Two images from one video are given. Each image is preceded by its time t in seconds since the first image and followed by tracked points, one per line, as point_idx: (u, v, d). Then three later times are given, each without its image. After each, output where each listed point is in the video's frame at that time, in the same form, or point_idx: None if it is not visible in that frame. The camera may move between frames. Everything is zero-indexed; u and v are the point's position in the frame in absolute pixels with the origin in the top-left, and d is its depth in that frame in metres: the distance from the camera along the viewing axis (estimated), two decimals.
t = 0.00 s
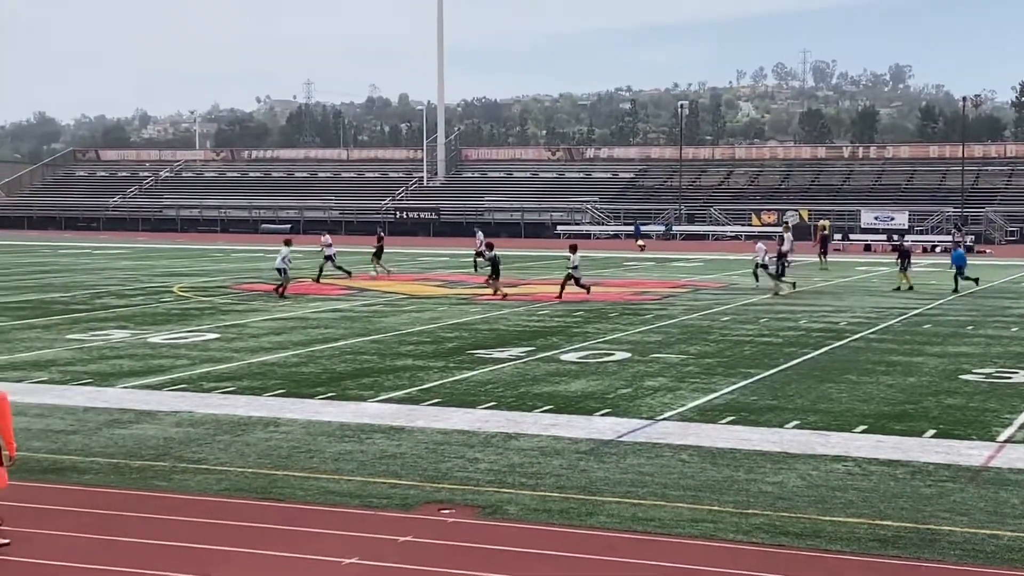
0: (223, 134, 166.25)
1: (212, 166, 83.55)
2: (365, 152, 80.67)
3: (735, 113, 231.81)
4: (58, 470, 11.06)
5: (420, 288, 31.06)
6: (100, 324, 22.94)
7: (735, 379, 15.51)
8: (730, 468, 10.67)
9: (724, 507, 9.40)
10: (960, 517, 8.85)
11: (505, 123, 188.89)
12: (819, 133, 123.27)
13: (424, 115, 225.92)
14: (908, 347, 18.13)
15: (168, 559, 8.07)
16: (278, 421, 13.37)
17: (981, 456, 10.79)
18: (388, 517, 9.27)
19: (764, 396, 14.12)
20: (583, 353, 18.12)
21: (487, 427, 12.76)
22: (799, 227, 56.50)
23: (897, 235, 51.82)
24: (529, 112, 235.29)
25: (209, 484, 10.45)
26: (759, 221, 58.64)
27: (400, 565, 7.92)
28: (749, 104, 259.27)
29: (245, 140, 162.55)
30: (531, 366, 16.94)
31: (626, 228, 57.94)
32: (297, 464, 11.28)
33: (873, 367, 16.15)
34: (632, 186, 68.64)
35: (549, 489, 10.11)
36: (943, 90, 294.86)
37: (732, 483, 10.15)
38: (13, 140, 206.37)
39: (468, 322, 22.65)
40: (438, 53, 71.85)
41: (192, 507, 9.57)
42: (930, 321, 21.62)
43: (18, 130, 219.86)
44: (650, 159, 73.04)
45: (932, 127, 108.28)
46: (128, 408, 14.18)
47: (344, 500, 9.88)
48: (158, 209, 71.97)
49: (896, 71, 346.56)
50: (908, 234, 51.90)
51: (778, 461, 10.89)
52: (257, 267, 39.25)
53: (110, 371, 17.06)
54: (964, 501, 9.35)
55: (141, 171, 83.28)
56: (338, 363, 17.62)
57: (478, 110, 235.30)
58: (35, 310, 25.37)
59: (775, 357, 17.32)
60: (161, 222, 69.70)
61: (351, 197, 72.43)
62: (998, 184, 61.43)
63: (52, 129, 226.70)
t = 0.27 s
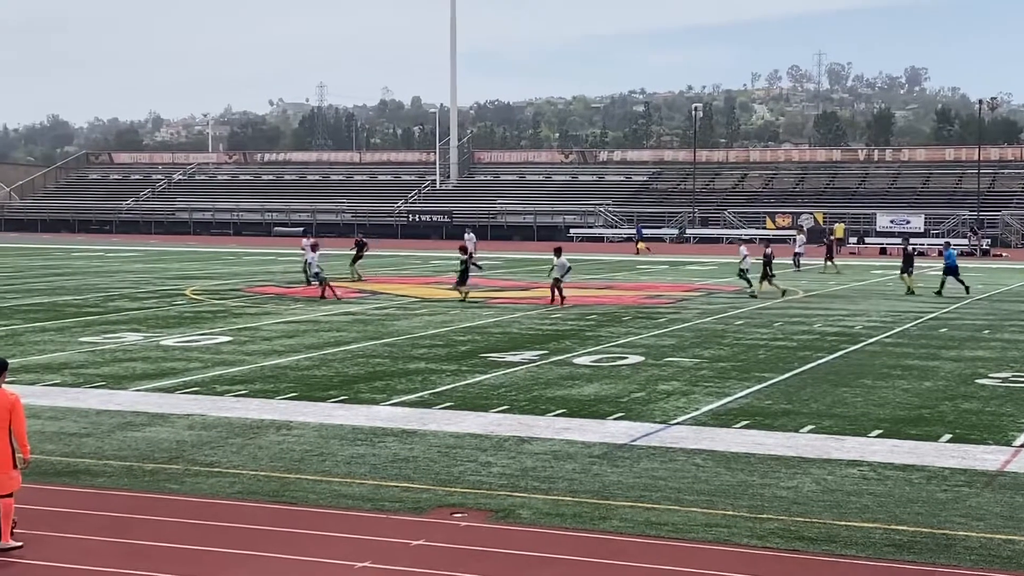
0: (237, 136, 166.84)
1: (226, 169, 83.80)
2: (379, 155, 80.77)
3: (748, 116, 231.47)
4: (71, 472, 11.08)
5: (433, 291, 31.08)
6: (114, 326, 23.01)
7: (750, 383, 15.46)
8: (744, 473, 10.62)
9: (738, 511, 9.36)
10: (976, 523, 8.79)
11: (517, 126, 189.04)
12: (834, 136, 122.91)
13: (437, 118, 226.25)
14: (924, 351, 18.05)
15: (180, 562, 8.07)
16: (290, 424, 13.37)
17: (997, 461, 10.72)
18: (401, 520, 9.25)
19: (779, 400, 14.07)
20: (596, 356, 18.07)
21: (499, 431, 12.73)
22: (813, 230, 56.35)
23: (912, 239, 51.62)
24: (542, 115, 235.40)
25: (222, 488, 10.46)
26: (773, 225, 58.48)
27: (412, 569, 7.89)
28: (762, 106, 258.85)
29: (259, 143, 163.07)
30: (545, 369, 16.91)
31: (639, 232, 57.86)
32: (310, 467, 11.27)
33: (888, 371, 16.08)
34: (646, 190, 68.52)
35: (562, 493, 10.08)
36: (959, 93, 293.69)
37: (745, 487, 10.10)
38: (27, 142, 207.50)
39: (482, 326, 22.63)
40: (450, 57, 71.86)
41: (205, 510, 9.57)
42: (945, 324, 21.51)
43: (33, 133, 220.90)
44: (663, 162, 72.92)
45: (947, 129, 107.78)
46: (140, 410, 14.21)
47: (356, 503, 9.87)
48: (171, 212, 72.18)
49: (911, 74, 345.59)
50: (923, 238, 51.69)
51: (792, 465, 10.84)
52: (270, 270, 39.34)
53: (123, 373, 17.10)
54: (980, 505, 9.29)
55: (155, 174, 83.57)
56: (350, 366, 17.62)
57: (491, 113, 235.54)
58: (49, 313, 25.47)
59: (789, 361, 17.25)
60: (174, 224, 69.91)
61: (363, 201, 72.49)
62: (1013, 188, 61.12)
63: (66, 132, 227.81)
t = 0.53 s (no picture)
0: (246, 140, 167.00)
1: (235, 172, 83.98)
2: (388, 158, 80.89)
3: (758, 119, 231.27)
4: (83, 475, 11.13)
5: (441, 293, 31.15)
6: (124, 329, 23.10)
7: (759, 386, 15.46)
8: (752, 475, 10.62)
9: (747, 514, 9.37)
10: (985, 526, 8.79)
11: (526, 128, 189.14)
12: (844, 139, 122.70)
13: (447, 121, 226.57)
14: (934, 353, 18.03)
15: (190, 564, 8.11)
16: (300, 427, 13.42)
17: (1006, 464, 10.71)
18: (410, 523, 9.28)
19: (788, 404, 14.06)
20: (606, 359, 18.09)
21: (508, 433, 12.77)
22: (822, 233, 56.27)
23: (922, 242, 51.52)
24: (551, 118, 235.54)
25: (232, 490, 10.50)
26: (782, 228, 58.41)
27: (420, 572, 7.92)
28: (772, 109, 258.62)
29: (269, 146, 163.52)
30: (554, 372, 16.93)
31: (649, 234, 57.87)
32: (319, 470, 11.32)
33: (897, 374, 16.07)
34: (655, 192, 68.51)
35: (571, 496, 10.10)
36: (969, 95, 293.00)
37: (754, 490, 10.11)
38: (39, 145, 208.32)
39: (491, 328, 22.66)
40: (460, 60, 71.92)
41: (214, 513, 9.62)
42: (954, 327, 21.48)
43: (44, 136, 221.77)
44: (673, 164, 72.88)
45: (957, 132, 107.48)
46: (150, 413, 14.28)
47: (365, 506, 9.90)
48: (181, 215, 72.40)
49: (921, 77, 344.88)
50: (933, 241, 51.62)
51: (800, 468, 10.86)
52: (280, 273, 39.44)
53: (133, 376, 17.16)
54: (990, 509, 9.28)
55: (165, 178, 83.79)
56: (360, 369, 17.68)
57: (500, 116, 235.61)
58: (60, 315, 25.58)
59: (798, 364, 17.26)
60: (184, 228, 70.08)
61: (373, 204, 72.60)
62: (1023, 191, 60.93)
63: (77, 135, 228.56)
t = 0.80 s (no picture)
0: (251, 142, 167.10)
1: (240, 175, 84.09)
2: (393, 161, 80.97)
3: (762, 121, 231.19)
4: (88, 477, 11.15)
5: (445, 296, 31.21)
6: (130, 331, 23.15)
7: (764, 387, 15.46)
8: (757, 477, 10.64)
9: (752, 516, 9.38)
10: (990, 527, 8.79)
11: (531, 130, 189.15)
12: (848, 141, 122.69)
13: (451, 123, 226.70)
14: (939, 355, 18.03)
15: (197, 566, 8.14)
16: (305, 429, 13.45)
17: (1011, 465, 10.71)
18: (416, 525, 9.30)
19: (792, 405, 14.07)
20: (610, 361, 18.09)
21: (513, 436, 12.78)
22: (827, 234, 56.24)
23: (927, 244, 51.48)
24: (556, 120, 235.66)
25: (237, 492, 10.51)
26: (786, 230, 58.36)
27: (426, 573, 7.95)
28: (777, 112, 258.55)
29: (274, 148, 163.72)
30: (559, 374, 16.95)
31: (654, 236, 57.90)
32: (324, 472, 11.34)
33: (902, 376, 16.06)
34: (660, 195, 68.52)
35: (576, 498, 10.11)
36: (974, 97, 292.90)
37: (759, 492, 10.11)
38: (45, 148, 208.63)
39: (496, 330, 22.69)
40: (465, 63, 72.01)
41: (220, 515, 9.65)
42: (959, 329, 21.46)
43: (50, 138, 222.26)
44: (677, 167, 72.89)
45: (962, 134, 107.43)
46: (155, 415, 14.31)
47: (371, 508, 9.92)
48: (187, 217, 72.52)
49: (926, 79, 344.73)
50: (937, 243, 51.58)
51: (805, 470, 10.86)
52: (285, 275, 39.47)
53: (138, 378, 17.20)
54: (994, 510, 9.29)
55: (170, 180, 83.92)
56: (365, 371, 17.70)
57: (505, 118, 235.73)
58: (65, 317, 25.63)
59: (803, 365, 17.27)
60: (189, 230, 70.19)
61: (378, 206, 72.67)
62: None
63: (83, 137, 228.82)
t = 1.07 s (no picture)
0: (251, 144, 166.99)
1: (241, 176, 84.14)
2: (394, 162, 81.01)
3: (763, 122, 231.29)
4: (88, 479, 11.16)
5: (444, 297, 31.24)
6: (130, 333, 23.15)
7: (764, 389, 15.47)
8: (757, 478, 10.64)
9: (752, 517, 9.39)
10: (991, 528, 8.79)
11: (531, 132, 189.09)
12: (848, 142, 122.74)
13: (452, 124, 226.63)
14: (939, 356, 18.05)
15: (197, 569, 8.14)
16: (305, 430, 13.45)
17: (1011, 466, 10.72)
18: (416, 526, 9.31)
19: (793, 406, 14.08)
20: (610, 363, 18.10)
21: (514, 437, 12.78)
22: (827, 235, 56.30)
23: (927, 245, 51.49)
24: (556, 122, 235.66)
25: (238, 495, 10.52)
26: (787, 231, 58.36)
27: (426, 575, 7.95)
28: (777, 113, 258.58)
29: (274, 150, 163.59)
30: (559, 375, 16.96)
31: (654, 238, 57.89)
32: (325, 474, 11.35)
33: (902, 376, 16.07)
34: (660, 196, 68.52)
35: (577, 499, 10.12)
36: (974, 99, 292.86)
37: (760, 493, 10.12)
38: (44, 150, 208.41)
39: (497, 332, 22.70)
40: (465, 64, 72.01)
41: (221, 517, 9.65)
42: (958, 330, 21.48)
43: (50, 140, 222.06)
44: (678, 168, 72.92)
45: (962, 135, 107.46)
46: (155, 417, 14.32)
47: (371, 510, 9.92)
48: (187, 219, 72.52)
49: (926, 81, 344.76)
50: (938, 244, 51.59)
51: (805, 471, 10.87)
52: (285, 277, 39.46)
53: (138, 380, 17.21)
54: (995, 511, 9.29)
55: (170, 182, 83.93)
56: (365, 373, 17.71)
57: (505, 120, 235.71)
58: (65, 319, 25.64)
59: (803, 367, 17.28)
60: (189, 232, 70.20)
61: (379, 207, 72.67)
62: None
63: (83, 139, 228.79)
